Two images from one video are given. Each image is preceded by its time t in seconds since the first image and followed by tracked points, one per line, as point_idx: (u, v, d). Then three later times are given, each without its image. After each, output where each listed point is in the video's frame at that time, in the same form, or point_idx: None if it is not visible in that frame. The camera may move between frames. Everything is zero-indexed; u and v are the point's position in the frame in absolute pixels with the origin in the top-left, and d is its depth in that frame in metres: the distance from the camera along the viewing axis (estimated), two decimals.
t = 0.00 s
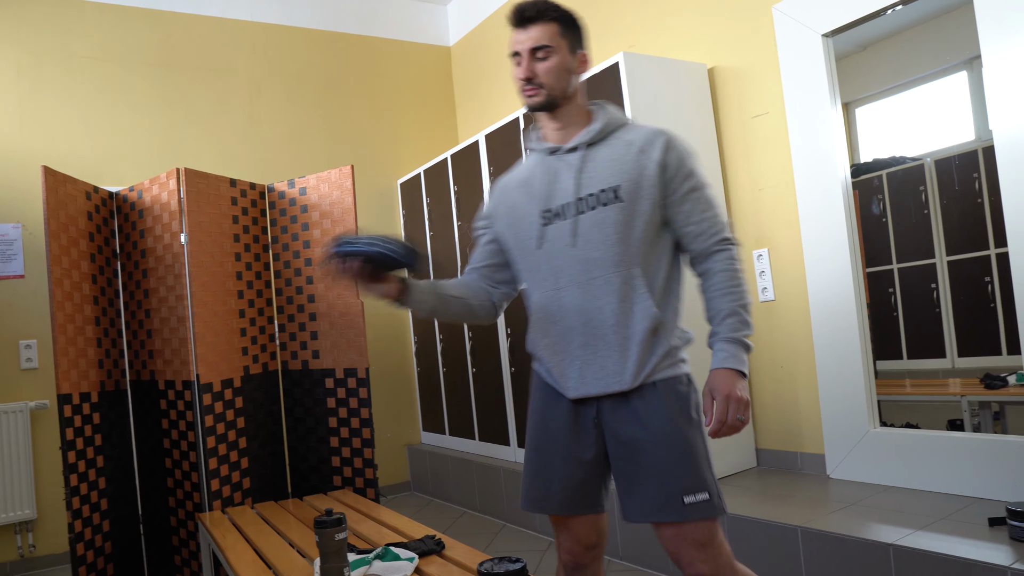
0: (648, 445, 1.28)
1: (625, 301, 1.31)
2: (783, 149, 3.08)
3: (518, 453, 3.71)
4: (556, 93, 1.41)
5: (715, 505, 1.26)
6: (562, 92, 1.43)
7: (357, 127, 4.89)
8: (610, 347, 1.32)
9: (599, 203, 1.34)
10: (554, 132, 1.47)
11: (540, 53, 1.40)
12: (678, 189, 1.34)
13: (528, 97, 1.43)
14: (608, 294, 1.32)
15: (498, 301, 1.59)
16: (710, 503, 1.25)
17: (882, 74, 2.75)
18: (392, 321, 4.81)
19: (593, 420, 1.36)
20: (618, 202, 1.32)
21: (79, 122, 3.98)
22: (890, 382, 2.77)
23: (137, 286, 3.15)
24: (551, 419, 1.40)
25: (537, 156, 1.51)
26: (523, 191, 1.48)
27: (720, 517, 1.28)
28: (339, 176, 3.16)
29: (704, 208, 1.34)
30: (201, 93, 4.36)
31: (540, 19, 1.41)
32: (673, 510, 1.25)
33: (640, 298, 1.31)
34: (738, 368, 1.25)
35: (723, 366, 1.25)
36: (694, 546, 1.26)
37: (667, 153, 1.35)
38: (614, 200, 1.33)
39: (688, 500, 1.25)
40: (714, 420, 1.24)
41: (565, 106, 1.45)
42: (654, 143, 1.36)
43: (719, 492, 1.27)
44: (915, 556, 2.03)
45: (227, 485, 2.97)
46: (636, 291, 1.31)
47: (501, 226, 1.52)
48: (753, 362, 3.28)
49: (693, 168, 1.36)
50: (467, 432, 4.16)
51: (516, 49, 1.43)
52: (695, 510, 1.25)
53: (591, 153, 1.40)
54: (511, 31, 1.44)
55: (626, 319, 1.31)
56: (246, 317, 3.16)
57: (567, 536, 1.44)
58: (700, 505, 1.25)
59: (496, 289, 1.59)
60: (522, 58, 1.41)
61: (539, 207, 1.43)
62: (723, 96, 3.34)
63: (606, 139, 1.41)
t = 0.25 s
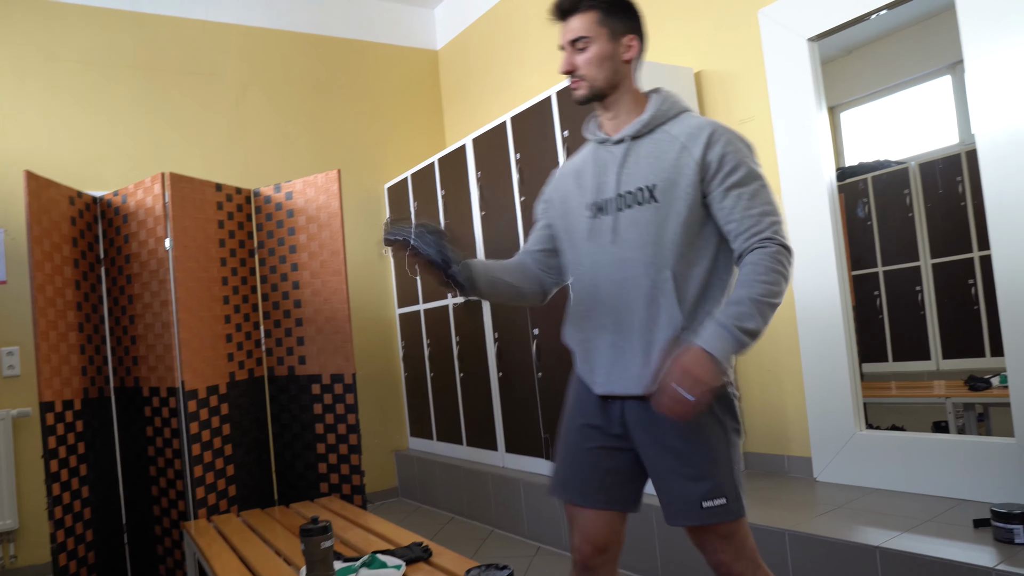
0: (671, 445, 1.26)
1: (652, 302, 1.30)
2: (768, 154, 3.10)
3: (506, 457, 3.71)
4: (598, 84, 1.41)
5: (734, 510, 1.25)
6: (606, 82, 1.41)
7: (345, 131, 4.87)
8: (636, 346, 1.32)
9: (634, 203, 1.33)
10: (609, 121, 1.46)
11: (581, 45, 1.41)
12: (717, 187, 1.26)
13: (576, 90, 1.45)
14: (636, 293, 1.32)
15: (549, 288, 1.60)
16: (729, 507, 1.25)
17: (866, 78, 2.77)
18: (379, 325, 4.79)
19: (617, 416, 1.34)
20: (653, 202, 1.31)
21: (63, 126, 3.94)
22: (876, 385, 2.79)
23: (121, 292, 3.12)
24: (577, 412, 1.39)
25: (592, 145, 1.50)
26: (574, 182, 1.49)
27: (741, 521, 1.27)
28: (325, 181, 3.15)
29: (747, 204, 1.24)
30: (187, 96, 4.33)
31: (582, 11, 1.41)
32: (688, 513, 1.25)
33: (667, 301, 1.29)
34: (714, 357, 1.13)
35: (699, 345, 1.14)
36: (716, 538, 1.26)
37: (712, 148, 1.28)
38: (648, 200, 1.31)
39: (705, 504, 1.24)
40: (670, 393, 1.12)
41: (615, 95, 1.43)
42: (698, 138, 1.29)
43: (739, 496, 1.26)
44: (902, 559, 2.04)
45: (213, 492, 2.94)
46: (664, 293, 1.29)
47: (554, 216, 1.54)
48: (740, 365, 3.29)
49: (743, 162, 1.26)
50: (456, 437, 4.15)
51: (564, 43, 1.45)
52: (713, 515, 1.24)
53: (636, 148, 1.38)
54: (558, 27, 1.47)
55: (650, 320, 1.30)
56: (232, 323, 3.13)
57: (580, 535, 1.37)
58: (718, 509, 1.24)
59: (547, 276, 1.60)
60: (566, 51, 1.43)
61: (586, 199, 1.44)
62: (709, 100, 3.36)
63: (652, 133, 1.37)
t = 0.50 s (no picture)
0: (675, 447, 1.37)
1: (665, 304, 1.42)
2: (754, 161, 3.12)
3: (494, 463, 3.70)
4: (639, 83, 1.46)
5: (737, 512, 1.34)
6: (646, 81, 1.46)
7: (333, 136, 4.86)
8: (648, 343, 1.44)
9: (654, 209, 1.45)
10: (652, 120, 1.53)
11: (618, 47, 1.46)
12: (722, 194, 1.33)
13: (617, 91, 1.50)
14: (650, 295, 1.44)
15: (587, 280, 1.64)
16: (730, 510, 1.34)
17: (852, 84, 2.78)
18: (367, 332, 4.78)
19: (634, 414, 1.47)
20: (671, 209, 1.42)
21: (48, 131, 3.91)
22: (862, 390, 2.80)
23: (105, 298, 3.10)
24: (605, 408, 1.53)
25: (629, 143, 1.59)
26: (610, 180, 1.60)
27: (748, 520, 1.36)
28: (313, 187, 3.14)
29: (745, 212, 1.30)
30: (174, 101, 4.31)
31: (616, 13, 1.45)
32: (688, 512, 1.36)
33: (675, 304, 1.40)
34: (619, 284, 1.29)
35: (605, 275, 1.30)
36: (723, 533, 1.38)
37: (726, 157, 1.34)
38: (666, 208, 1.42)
39: (705, 506, 1.34)
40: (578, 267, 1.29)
41: (655, 93, 1.49)
42: (716, 145, 1.36)
43: (744, 500, 1.35)
44: (888, 564, 2.05)
45: (198, 500, 2.92)
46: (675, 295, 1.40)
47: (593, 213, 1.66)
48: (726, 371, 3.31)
49: (756, 170, 1.32)
50: (444, 443, 4.13)
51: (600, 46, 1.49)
52: (713, 517, 1.34)
53: (662, 153, 1.47)
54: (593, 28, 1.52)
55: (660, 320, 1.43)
56: (218, 329, 3.11)
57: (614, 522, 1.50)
58: (718, 512, 1.34)
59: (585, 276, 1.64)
60: (602, 53, 1.48)
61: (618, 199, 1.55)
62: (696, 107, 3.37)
63: (679, 138, 1.45)
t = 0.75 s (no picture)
0: (665, 459, 1.38)
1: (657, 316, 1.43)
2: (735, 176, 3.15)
3: (476, 477, 3.68)
4: (635, 92, 1.52)
5: (727, 522, 1.34)
6: (642, 91, 1.52)
7: (317, 148, 4.86)
8: (639, 353, 1.45)
9: (648, 221, 1.46)
10: (645, 130, 1.57)
11: (617, 58, 1.53)
12: (719, 211, 1.36)
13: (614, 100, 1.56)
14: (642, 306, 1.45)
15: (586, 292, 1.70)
16: (721, 520, 1.34)
17: (829, 101, 2.82)
18: (348, 345, 4.77)
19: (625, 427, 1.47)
20: (665, 221, 1.43)
21: (27, 140, 3.87)
22: (842, 403, 2.82)
23: (82, 309, 3.06)
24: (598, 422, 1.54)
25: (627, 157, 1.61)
26: (607, 192, 1.62)
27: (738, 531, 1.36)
28: (295, 199, 3.14)
29: (739, 232, 1.34)
30: (156, 111, 4.29)
31: (617, 27, 1.53)
32: (680, 523, 1.36)
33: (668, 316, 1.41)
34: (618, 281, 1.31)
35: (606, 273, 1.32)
36: (713, 543, 1.38)
37: (722, 174, 1.37)
38: (660, 220, 1.43)
39: (696, 516, 1.34)
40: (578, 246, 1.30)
41: (651, 103, 1.54)
42: (713, 162, 1.39)
43: (734, 510, 1.35)
44: None
45: (176, 514, 2.88)
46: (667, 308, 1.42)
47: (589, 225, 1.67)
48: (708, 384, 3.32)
49: (752, 189, 1.35)
50: (426, 457, 4.11)
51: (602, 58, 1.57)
52: (703, 526, 1.34)
53: (659, 166, 1.49)
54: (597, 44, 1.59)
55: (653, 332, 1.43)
56: (197, 341, 3.08)
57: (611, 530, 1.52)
58: (708, 522, 1.34)
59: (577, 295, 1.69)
60: (604, 66, 1.55)
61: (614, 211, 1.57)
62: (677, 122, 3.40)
63: (676, 153, 1.47)
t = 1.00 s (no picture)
0: (652, 462, 1.38)
1: (641, 321, 1.42)
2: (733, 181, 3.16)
3: (473, 481, 3.67)
4: (621, 99, 1.53)
5: (714, 523, 1.34)
6: (628, 99, 1.54)
7: (315, 151, 4.86)
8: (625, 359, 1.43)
9: (632, 226, 1.46)
10: (623, 137, 1.59)
11: (608, 64, 1.55)
12: (703, 213, 1.36)
13: (599, 104, 1.57)
14: (628, 311, 1.44)
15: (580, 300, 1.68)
16: (708, 521, 1.34)
17: (825, 105, 2.83)
18: (345, 348, 4.76)
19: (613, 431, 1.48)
20: (648, 225, 1.43)
21: (24, 143, 3.86)
22: (840, 408, 2.82)
23: (79, 312, 3.05)
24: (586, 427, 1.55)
25: (607, 169, 1.63)
26: (589, 203, 1.63)
27: (726, 533, 1.36)
28: (292, 201, 3.14)
29: (728, 234, 1.32)
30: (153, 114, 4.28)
31: (613, 34, 1.55)
32: (666, 524, 1.36)
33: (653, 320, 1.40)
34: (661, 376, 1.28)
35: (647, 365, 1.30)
36: (700, 546, 1.37)
37: (703, 175, 1.38)
38: (644, 224, 1.43)
39: (683, 518, 1.34)
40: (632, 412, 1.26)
41: (634, 113, 1.56)
42: (693, 165, 1.40)
43: (720, 511, 1.35)
44: None
45: (172, 518, 2.87)
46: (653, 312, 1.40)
47: (572, 238, 1.68)
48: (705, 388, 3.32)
49: (734, 190, 1.34)
50: (423, 460, 4.10)
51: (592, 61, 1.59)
52: (691, 528, 1.34)
53: (640, 172, 1.50)
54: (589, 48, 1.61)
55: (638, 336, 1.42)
56: (194, 344, 3.07)
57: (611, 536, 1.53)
58: (696, 523, 1.34)
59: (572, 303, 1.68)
60: (595, 69, 1.57)
61: (597, 220, 1.57)
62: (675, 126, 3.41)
63: (656, 159, 1.49)
